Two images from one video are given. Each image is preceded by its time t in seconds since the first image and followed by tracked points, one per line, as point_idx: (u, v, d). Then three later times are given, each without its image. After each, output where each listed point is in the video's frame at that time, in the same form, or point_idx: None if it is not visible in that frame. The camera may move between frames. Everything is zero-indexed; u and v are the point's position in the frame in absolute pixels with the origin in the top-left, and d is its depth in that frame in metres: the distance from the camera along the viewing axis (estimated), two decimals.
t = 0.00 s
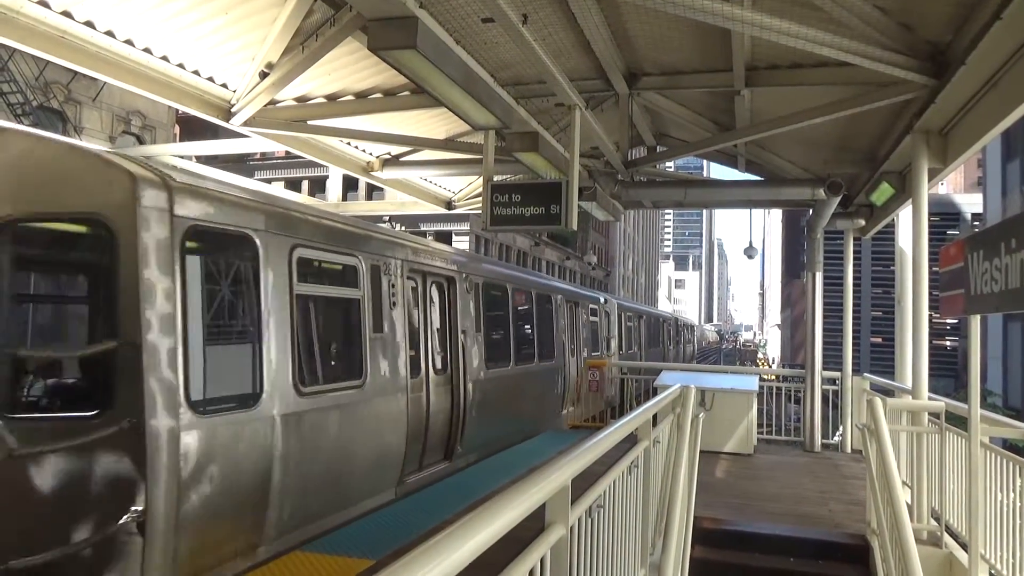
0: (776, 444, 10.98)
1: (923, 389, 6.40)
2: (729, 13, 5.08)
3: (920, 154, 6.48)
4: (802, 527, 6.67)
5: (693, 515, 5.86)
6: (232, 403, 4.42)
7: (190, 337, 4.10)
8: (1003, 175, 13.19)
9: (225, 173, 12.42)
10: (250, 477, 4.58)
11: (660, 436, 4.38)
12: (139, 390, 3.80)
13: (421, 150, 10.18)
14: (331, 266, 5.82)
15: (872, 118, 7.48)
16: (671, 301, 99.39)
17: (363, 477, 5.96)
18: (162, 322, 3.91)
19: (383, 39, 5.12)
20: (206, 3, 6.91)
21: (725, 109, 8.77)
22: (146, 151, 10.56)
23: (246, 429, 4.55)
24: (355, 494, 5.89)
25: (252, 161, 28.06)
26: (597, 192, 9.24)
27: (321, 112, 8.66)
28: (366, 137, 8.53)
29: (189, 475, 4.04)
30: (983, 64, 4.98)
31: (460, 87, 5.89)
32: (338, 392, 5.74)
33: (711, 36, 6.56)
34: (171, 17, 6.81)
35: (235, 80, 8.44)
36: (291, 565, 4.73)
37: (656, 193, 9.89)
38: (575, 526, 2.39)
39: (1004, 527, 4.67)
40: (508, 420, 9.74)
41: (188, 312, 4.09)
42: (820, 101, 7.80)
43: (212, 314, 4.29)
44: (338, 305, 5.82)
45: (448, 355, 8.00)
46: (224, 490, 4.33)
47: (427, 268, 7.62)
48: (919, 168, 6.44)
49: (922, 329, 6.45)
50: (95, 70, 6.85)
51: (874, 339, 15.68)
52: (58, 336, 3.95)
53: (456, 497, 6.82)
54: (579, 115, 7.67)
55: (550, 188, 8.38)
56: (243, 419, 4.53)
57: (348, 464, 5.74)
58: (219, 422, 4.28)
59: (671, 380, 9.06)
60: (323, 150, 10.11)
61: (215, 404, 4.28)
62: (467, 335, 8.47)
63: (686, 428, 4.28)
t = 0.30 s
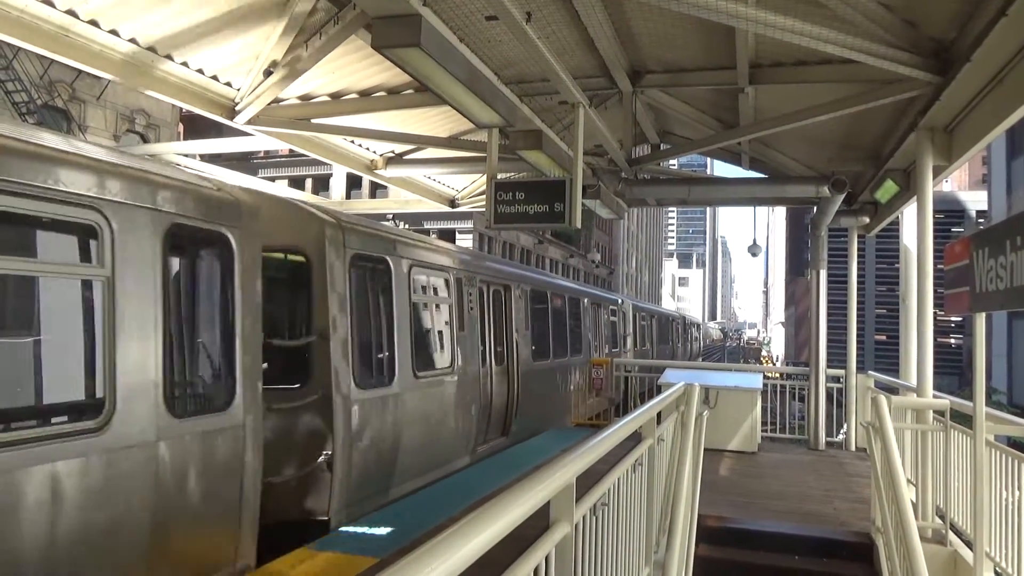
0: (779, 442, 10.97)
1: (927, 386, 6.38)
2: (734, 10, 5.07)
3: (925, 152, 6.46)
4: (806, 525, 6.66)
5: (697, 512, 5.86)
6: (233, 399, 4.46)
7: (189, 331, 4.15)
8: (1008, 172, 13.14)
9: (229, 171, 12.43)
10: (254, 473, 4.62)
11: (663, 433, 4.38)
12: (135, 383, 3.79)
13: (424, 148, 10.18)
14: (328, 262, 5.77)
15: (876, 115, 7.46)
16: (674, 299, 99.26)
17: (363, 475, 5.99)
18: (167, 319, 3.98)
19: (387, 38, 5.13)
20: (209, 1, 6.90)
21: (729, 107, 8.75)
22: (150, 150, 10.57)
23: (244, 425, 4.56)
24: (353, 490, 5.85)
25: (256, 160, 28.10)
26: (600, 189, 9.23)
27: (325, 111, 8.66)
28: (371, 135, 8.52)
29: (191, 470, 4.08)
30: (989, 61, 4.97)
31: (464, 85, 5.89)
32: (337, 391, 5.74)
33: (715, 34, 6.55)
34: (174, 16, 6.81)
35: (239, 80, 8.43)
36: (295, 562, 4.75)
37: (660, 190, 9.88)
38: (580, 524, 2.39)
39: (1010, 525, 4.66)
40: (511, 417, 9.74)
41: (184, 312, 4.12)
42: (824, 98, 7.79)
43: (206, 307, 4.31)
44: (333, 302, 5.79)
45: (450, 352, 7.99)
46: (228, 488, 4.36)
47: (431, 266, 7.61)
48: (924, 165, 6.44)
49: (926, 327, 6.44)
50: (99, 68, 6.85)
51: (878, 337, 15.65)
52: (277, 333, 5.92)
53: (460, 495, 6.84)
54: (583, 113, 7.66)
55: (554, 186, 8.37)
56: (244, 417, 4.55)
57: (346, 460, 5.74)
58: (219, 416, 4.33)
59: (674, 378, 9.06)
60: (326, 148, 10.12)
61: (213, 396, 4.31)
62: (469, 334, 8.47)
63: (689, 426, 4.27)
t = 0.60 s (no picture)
0: (782, 440, 10.95)
1: (930, 385, 6.36)
2: (736, 9, 5.05)
3: (928, 150, 6.45)
4: (809, 524, 6.65)
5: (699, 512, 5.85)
6: (231, 396, 4.52)
7: (189, 327, 4.22)
8: (1011, 170, 13.12)
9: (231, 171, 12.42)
10: (253, 471, 4.66)
11: (666, 433, 4.37)
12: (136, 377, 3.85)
13: (426, 147, 10.17)
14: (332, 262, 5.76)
15: (880, 113, 7.45)
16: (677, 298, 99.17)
17: (365, 475, 6.01)
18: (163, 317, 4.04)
19: (390, 37, 5.12)
20: (210, 1, 6.91)
21: (731, 105, 8.73)
22: (153, 149, 10.57)
23: (244, 423, 4.61)
24: (356, 489, 5.87)
25: (258, 159, 28.12)
26: (603, 188, 9.22)
27: (327, 110, 8.65)
28: (373, 135, 8.52)
29: (190, 466, 4.14)
30: (991, 59, 4.96)
31: (466, 84, 5.88)
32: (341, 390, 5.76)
33: (717, 32, 6.55)
34: (176, 15, 6.80)
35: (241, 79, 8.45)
36: (296, 562, 4.75)
37: (662, 189, 9.86)
38: (583, 524, 2.38)
39: (1013, 524, 4.65)
40: (514, 416, 9.75)
41: (182, 310, 4.18)
42: (827, 96, 7.77)
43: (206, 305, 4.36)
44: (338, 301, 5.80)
45: (452, 352, 7.98)
46: (225, 484, 4.42)
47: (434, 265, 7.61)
48: (927, 163, 6.43)
49: (930, 326, 6.42)
50: (102, 68, 6.84)
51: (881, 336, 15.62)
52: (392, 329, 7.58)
53: (463, 494, 6.84)
54: (585, 113, 7.65)
55: (556, 185, 8.36)
56: (242, 414, 4.60)
57: (348, 459, 5.78)
58: (217, 413, 4.38)
59: (677, 377, 9.05)
60: (329, 147, 10.12)
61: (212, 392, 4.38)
62: (473, 333, 8.47)
63: (692, 425, 4.26)
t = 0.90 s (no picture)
0: (786, 440, 10.91)
1: (935, 385, 6.35)
2: (741, 8, 5.04)
3: (933, 150, 6.43)
4: (813, 524, 6.63)
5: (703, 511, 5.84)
6: (232, 396, 4.53)
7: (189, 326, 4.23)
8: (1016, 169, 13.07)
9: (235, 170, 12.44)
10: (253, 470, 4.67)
11: (670, 432, 4.36)
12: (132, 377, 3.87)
13: (429, 146, 10.17)
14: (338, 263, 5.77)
15: (884, 112, 7.42)
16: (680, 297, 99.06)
17: (368, 475, 6.02)
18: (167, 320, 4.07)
19: (392, 36, 5.12)
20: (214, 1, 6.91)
21: (735, 104, 8.72)
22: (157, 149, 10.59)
23: (245, 424, 4.62)
24: (360, 489, 5.88)
25: (262, 159, 28.18)
26: (607, 188, 9.21)
27: (330, 109, 8.64)
28: (377, 134, 8.52)
29: (189, 467, 4.16)
30: (997, 58, 4.94)
31: (468, 83, 5.87)
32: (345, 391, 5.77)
33: (721, 31, 6.54)
34: (180, 15, 6.81)
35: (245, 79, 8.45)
36: (299, 561, 4.77)
37: (666, 188, 9.85)
38: (587, 523, 2.40)
39: (1018, 524, 4.64)
40: (517, 416, 9.73)
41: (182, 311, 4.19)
42: (832, 95, 7.75)
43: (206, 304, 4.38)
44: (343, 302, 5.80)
45: (458, 352, 7.99)
46: (224, 484, 4.44)
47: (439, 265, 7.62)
48: (932, 162, 6.41)
49: (935, 325, 6.40)
50: (106, 68, 6.87)
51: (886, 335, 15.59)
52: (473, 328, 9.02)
53: (467, 493, 6.84)
54: (588, 112, 7.64)
55: (559, 185, 8.36)
56: (244, 414, 4.61)
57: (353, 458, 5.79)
58: (218, 412, 4.39)
59: (680, 376, 9.04)
60: (332, 147, 10.13)
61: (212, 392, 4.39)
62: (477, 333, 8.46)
63: (696, 425, 4.26)
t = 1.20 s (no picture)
0: (790, 440, 10.89)
1: (939, 386, 6.33)
2: (745, 8, 5.03)
3: (937, 149, 6.41)
4: (816, 524, 6.63)
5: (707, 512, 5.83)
6: (233, 394, 4.54)
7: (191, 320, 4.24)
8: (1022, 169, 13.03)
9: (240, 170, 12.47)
10: (254, 469, 4.67)
11: (673, 432, 4.36)
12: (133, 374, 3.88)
13: (433, 146, 10.18)
14: (343, 263, 5.76)
15: (889, 112, 7.40)
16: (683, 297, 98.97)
17: (371, 475, 6.03)
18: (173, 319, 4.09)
19: (397, 36, 5.12)
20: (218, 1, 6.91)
21: (739, 103, 8.71)
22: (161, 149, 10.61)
23: (248, 423, 4.64)
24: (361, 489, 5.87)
25: (266, 159, 28.25)
26: (610, 188, 9.21)
27: (334, 109, 8.65)
28: (380, 134, 8.53)
29: (192, 466, 4.17)
30: (1003, 57, 4.92)
31: (472, 83, 5.86)
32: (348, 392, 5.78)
33: (724, 31, 6.54)
34: (185, 15, 6.83)
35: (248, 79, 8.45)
36: (301, 561, 4.77)
37: (669, 189, 9.85)
38: (589, 521, 2.40)
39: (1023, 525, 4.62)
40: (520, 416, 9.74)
41: (186, 311, 4.20)
42: (836, 95, 7.74)
43: (209, 300, 4.40)
44: (350, 301, 5.83)
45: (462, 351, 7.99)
46: (224, 483, 4.44)
47: (444, 265, 7.62)
48: (936, 161, 6.38)
49: (939, 326, 6.38)
50: (111, 69, 6.90)
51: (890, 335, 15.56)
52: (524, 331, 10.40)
53: (470, 493, 6.84)
54: (592, 112, 7.64)
55: (562, 185, 8.36)
56: (244, 413, 4.61)
57: (356, 457, 5.80)
58: (218, 412, 4.39)
59: (684, 376, 9.03)
60: (336, 147, 10.14)
61: (214, 390, 4.40)
62: (480, 332, 8.46)
63: (699, 425, 4.24)
